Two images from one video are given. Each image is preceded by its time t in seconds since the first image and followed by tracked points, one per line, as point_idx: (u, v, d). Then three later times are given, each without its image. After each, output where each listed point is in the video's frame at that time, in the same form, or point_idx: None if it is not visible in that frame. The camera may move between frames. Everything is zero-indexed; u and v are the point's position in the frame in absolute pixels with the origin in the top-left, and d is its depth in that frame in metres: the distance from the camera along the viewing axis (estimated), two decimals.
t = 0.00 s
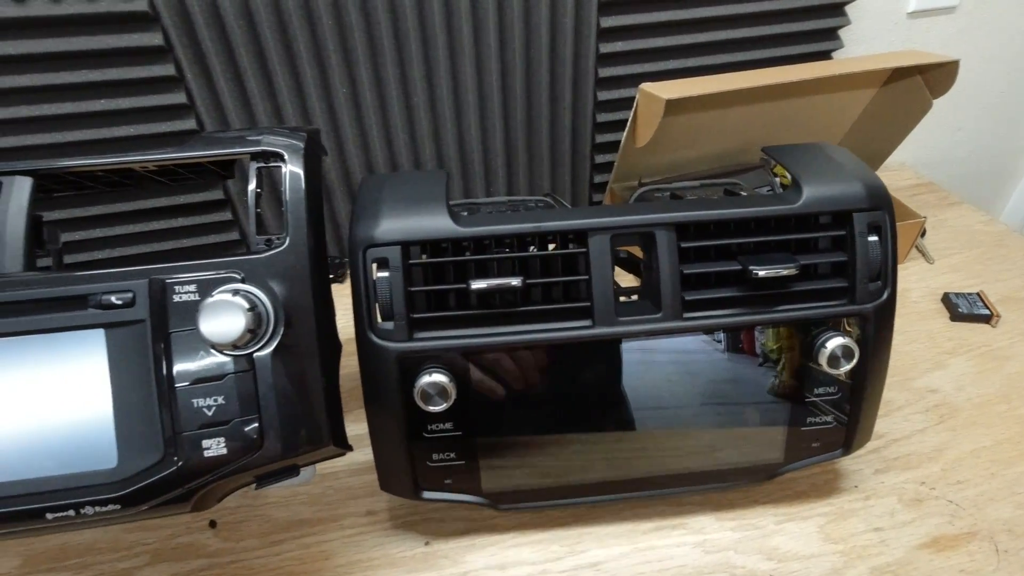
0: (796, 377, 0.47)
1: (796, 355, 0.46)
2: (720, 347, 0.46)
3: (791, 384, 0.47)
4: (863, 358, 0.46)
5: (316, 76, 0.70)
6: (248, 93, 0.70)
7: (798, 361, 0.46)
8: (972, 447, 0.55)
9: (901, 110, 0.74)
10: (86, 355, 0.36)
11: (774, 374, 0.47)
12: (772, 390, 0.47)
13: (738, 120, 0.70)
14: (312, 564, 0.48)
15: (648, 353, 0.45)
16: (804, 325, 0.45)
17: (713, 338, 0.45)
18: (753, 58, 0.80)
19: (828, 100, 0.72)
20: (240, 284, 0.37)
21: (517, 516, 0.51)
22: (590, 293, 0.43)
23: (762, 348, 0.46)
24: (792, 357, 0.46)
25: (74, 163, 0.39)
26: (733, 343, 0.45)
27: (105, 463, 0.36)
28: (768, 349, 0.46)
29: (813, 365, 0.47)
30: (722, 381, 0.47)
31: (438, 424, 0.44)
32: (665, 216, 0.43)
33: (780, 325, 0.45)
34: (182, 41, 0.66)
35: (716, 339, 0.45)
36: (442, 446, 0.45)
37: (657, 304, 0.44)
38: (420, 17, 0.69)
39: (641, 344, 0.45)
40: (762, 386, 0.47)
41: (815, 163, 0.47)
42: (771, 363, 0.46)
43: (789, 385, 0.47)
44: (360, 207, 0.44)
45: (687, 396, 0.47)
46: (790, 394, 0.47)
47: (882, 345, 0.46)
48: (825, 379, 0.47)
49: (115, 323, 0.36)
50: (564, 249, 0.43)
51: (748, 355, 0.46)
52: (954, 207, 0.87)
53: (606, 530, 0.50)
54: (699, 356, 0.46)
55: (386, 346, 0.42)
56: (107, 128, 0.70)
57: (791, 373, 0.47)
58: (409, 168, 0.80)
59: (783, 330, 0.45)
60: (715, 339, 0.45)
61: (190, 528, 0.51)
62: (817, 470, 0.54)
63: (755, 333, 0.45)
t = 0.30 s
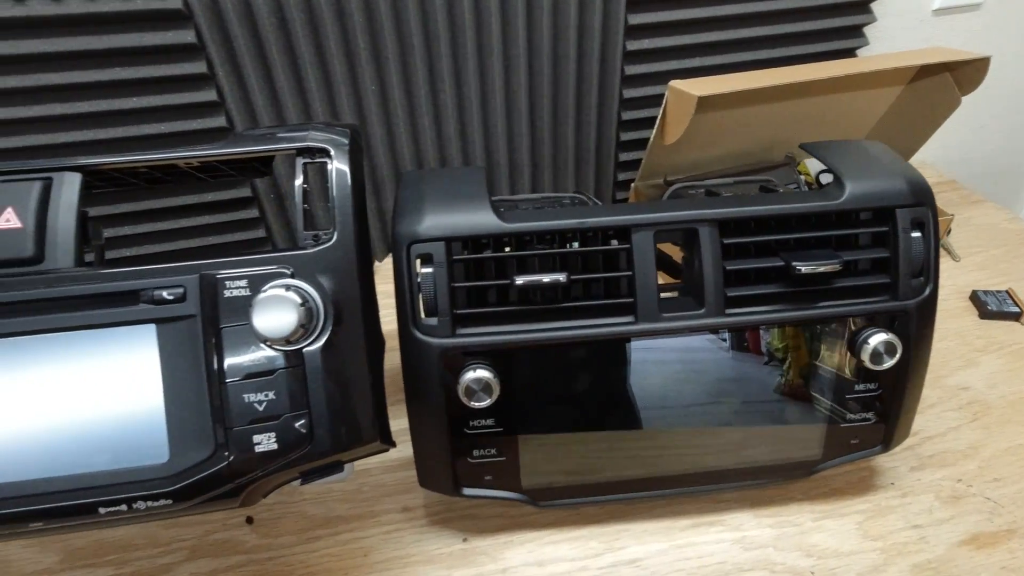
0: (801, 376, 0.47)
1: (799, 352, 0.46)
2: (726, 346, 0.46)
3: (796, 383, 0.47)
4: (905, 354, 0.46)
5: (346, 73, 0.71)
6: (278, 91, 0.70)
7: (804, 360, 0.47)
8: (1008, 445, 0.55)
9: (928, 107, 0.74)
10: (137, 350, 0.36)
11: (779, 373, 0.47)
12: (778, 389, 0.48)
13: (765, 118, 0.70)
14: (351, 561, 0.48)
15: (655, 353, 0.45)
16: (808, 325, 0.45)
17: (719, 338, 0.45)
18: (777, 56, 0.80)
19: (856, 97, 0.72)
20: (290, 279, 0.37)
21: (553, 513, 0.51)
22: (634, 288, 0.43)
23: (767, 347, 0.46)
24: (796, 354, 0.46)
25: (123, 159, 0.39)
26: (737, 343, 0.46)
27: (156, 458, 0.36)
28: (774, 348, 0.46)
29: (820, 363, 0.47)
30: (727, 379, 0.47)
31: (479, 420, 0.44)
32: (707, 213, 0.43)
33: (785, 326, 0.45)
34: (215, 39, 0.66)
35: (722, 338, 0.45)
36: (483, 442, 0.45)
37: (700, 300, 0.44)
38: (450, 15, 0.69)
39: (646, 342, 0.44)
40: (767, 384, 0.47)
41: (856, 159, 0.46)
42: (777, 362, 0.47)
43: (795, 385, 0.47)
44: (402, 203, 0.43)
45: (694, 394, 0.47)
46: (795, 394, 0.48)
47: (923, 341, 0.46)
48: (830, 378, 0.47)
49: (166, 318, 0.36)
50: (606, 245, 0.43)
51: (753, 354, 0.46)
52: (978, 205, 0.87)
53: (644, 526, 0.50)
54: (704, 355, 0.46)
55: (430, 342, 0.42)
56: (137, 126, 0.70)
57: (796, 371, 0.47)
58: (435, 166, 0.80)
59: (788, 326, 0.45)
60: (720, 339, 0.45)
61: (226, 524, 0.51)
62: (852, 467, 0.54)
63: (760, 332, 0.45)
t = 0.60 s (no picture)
0: (807, 373, 0.48)
1: (805, 349, 0.47)
2: (733, 343, 0.46)
3: (803, 381, 0.48)
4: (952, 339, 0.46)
5: (382, 64, 0.72)
6: (315, 82, 0.71)
7: (810, 356, 0.47)
8: None
9: (958, 99, 0.74)
10: (200, 331, 0.36)
11: (786, 371, 0.48)
12: (786, 387, 0.48)
13: (797, 110, 0.71)
14: (397, 546, 0.48)
15: (660, 350, 0.46)
16: (815, 321, 0.46)
17: (724, 333, 0.45)
18: (804, 49, 0.80)
19: (887, 89, 0.72)
20: (349, 261, 0.37)
21: (595, 500, 0.51)
22: (684, 273, 0.43)
23: (774, 344, 0.47)
24: (801, 351, 0.47)
25: (181, 143, 0.39)
26: (743, 339, 0.46)
27: (218, 438, 0.36)
28: (780, 346, 0.47)
29: (826, 359, 0.48)
30: (734, 377, 0.48)
31: (528, 405, 0.45)
32: (759, 199, 0.43)
33: (789, 321, 0.46)
34: (255, 29, 0.67)
35: (728, 334, 0.46)
36: (531, 427, 0.45)
37: (748, 286, 0.44)
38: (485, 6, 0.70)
39: (652, 338, 0.45)
40: (775, 383, 0.48)
41: (902, 146, 0.47)
42: (785, 360, 0.47)
43: (801, 383, 0.48)
44: (452, 188, 0.44)
45: (700, 392, 0.47)
46: (803, 392, 0.48)
47: (969, 327, 0.46)
48: (835, 373, 0.48)
49: (229, 299, 0.36)
50: (655, 231, 0.43)
51: (759, 351, 0.47)
52: (1004, 199, 0.87)
53: (687, 513, 0.50)
54: (711, 352, 0.46)
55: (481, 326, 0.42)
56: (175, 116, 0.70)
57: (804, 369, 0.48)
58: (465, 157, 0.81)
59: (792, 322, 0.46)
60: (726, 333, 0.45)
61: (271, 509, 0.51)
62: (892, 456, 0.54)
63: (766, 328, 0.46)
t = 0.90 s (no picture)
0: (808, 374, 0.49)
1: (808, 349, 0.48)
2: (736, 343, 0.48)
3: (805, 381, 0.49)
4: (980, 331, 0.47)
5: (413, 60, 0.73)
6: (347, 79, 0.72)
7: (812, 357, 0.49)
8: None
9: (976, 99, 0.75)
10: (255, 317, 0.37)
11: (788, 371, 0.49)
12: (789, 387, 0.49)
13: (820, 109, 0.72)
14: (434, 531, 0.49)
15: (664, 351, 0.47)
16: (818, 321, 0.47)
17: (727, 333, 0.47)
18: (822, 49, 0.82)
19: (907, 88, 0.73)
20: (401, 249, 0.38)
21: (626, 488, 0.52)
22: (720, 265, 0.45)
23: (777, 344, 0.48)
24: (804, 351, 0.48)
25: (235, 134, 0.40)
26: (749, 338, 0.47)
27: (272, 422, 0.37)
28: (784, 345, 0.48)
29: (828, 360, 0.49)
30: (738, 377, 0.49)
31: (566, 393, 0.46)
32: (793, 193, 0.44)
33: (792, 320, 0.47)
34: (292, 26, 0.69)
35: (731, 333, 0.47)
36: (567, 415, 0.46)
37: (782, 277, 0.45)
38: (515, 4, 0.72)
39: (656, 339, 0.46)
40: (778, 382, 0.49)
41: (931, 143, 0.48)
42: (788, 360, 0.48)
43: (803, 382, 0.49)
44: (494, 181, 0.45)
45: (703, 392, 0.49)
46: (803, 392, 0.49)
47: (995, 319, 0.47)
48: (837, 374, 0.49)
49: (285, 286, 0.37)
50: (690, 223, 0.45)
51: (763, 351, 0.48)
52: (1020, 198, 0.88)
53: (716, 501, 0.51)
54: (713, 352, 0.48)
55: (523, 315, 0.43)
56: (209, 111, 0.72)
57: (806, 369, 0.49)
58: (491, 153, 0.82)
59: (794, 322, 0.47)
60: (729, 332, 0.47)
61: (309, 496, 0.52)
62: (915, 447, 0.55)
63: (769, 328, 0.47)
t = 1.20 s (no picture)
0: (811, 376, 0.50)
1: (810, 351, 0.49)
2: (738, 346, 0.49)
3: (807, 383, 0.50)
4: (1001, 334, 0.49)
5: (441, 65, 0.74)
6: (377, 83, 0.74)
7: (815, 359, 0.49)
8: None
9: (989, 107, 0.76)
10: (306, 315, 0.39)
11: (790, 373, 0.50)
12: (791, 389, 0.50)
13: (837, 115, 0.73)
14: (467, 525, 0.50)
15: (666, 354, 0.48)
16: (821, 324, 0.48)
17: (730, 337, 0.48)
18: (837, 56, 0.83)
19: (922, 96, 0.74)
20: (446, 250, 0.39)
21: (651, 485, 0.53)
22: (750, 268, 0.46)
23: (779, 346, 0.49)
24: (806, 353, 0.49)
25: (286, 137, 0.42)
26: (752, 340, 0.49)
27: (322, 417, 0.38)
28: (786, 347, 0.49)
29: (831, 362, 0.50)
30: (739, 379, 0.50)
31: (599, 391, 0.47)
32: (822, 198, 0.46)
33: (794, 322, 0.48)
34: (324, 31, 0.70)
35: (735, 337, 0.48)
36: (600, 413, 0.48)
37: (811, 281, 0.46)
38: (541, 10, 0.73)
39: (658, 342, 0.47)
40: (781, 383, 0.50)
41: (954, 150, 0.49)
42: (789, 362, 0.49)
43: (806, 384, 0.50)
44: (530, 184, 0.46)
45: (705, 395, 0.49)
46: (806, 393, 0.50)
47: (1015, 323, 0.49)
48: (841, 376, 0.50)
49: (336, 285, 0.38)
50: (719, 227, 0.46)
51: (764, 353, 0.49)
52: None
53: (741, 498, 0.52)
54: (715, 354, 0.49)
55: (560, 315, 0.44)
56: (240, 113, 0.72)
57: (809, 371, 0.50)
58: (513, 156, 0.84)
59: (796, 325, 0.48)
60: (732, 336, 0.48)
61: (342, 491, 0.54)
62: (934, 447, 0.57)
63: (772, 331, 0.48)
